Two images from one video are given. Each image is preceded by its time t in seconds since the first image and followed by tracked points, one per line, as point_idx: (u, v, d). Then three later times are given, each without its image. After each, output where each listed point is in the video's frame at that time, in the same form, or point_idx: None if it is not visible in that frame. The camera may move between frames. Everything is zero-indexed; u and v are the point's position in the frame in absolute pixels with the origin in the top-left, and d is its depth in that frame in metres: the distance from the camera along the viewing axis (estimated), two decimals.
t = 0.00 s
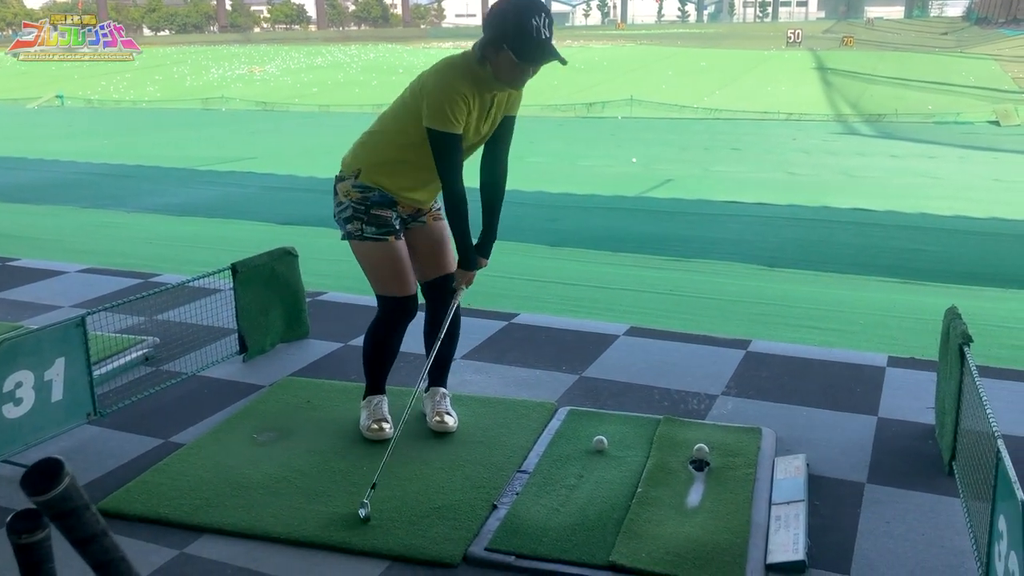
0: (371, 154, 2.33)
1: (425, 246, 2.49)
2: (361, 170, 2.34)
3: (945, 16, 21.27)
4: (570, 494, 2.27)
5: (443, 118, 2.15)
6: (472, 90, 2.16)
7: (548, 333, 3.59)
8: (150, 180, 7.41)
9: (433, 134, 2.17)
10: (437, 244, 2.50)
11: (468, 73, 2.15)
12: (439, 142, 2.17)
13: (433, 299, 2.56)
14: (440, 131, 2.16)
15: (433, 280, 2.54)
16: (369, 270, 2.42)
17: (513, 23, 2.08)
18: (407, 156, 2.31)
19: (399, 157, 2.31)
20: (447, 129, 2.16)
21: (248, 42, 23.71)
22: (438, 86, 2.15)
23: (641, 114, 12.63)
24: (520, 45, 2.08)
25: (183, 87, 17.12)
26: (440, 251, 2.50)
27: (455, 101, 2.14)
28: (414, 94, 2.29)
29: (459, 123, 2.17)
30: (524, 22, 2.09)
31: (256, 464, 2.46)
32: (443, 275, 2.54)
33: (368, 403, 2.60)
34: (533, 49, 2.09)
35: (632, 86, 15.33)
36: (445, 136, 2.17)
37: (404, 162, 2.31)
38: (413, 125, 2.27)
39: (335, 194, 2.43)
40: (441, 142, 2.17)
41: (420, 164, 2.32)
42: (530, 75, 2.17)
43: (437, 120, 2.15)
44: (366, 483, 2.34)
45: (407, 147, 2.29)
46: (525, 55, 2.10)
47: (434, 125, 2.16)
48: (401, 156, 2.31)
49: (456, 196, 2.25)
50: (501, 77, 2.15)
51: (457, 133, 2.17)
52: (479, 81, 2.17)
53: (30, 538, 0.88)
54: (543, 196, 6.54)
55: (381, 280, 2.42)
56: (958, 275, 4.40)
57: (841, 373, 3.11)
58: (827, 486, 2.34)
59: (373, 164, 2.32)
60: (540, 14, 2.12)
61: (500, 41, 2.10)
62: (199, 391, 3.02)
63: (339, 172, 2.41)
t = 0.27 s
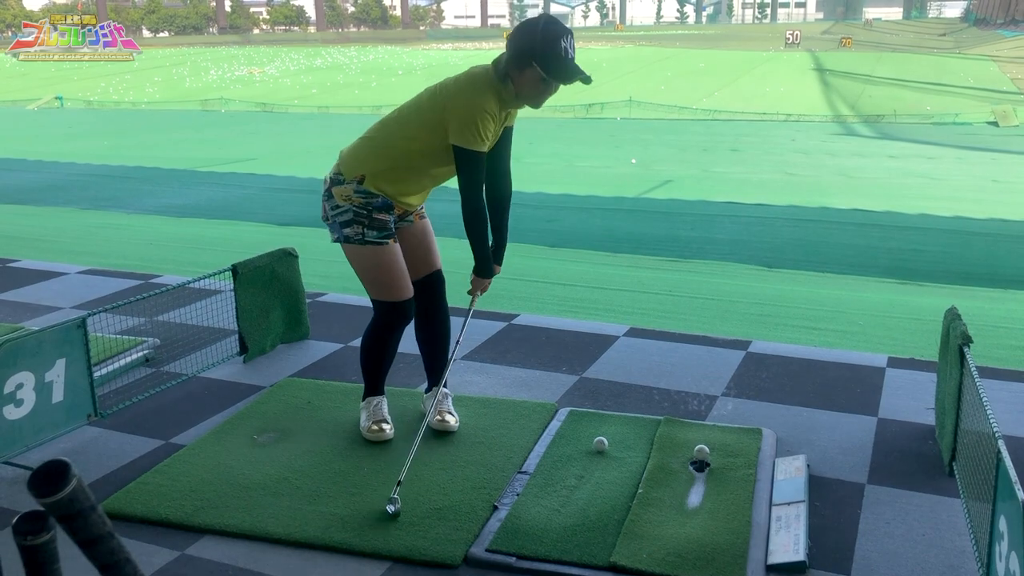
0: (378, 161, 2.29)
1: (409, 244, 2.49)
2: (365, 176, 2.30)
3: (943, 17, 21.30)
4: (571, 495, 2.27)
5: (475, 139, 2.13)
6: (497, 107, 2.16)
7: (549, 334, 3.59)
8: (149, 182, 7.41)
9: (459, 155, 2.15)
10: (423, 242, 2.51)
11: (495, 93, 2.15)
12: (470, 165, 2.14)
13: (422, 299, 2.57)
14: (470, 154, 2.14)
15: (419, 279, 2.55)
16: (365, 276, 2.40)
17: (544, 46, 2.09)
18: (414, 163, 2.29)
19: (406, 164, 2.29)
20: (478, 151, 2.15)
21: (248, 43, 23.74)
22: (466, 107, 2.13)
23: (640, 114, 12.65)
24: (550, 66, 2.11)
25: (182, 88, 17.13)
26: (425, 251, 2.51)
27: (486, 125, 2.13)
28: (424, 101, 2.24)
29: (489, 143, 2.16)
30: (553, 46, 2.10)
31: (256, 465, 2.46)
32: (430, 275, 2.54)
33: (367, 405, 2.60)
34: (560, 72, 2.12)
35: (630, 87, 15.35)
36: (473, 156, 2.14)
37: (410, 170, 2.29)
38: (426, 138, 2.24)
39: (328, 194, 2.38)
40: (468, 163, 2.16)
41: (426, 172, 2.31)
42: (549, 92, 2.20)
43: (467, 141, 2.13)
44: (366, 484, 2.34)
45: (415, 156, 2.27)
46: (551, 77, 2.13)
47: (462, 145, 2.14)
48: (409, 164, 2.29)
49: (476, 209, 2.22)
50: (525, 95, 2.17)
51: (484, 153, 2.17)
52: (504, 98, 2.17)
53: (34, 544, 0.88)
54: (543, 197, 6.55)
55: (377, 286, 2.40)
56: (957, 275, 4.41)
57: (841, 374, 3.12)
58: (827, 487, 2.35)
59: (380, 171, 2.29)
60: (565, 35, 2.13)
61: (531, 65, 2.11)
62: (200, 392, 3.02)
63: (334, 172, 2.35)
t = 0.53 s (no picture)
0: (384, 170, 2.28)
1: (398, 246, 2.49)
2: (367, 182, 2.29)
3: (944, 18, 21.30)
4: (570, 495, 2.27)
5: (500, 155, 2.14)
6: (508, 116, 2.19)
7: (549, 334, 3.59)
8: (149, 181, 7.41)
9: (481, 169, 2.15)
10: (411, 244, 2.51)
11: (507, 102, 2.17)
12: (493, 176, 2.14)
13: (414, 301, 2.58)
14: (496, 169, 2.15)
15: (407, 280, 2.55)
16: (363, 281, 2.38)
17: (548, 53, 2.14)
18: (419, 171, 2.29)
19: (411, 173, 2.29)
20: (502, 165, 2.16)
21: (248, 43, 23.74)
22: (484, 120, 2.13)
23: (640, 115, 12.65)
24: (557, 70, 2.15)
25: (182, 88, 17.13)
26: (414, 254, 2.51)
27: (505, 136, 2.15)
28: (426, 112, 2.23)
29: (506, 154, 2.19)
30: (556, 52, 2.15)
31: (257, 465, 2.46)
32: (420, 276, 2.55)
33: (366, 406, 2.60)
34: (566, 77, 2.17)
35: (631, 87, 15.36)
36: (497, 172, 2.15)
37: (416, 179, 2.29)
38: (433, 147, 2.23)
39: (323, 198, 2.35)
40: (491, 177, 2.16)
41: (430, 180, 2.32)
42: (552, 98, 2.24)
43: (490, 154, 2.14)
44: (366, 484, 2.34)
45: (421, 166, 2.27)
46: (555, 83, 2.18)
47: (484, 158, 2.14)
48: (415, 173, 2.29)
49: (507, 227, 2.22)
50: (531, 101, 2.20)
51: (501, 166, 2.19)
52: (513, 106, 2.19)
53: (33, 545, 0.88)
54: (543, 197, 6.55)
55: (376, 291, 2.38)
56: (957, 276, 4.42)
57: (841, 374, 3.12)
58: (826, 487, 2.35)
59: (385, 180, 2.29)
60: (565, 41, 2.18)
61: (538, 72, 2.14)
62: (200, 392, 3.02)
63: (333, 176, 2.32)
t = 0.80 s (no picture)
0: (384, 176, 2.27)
1: (391, 247, 2.49)
2: (364, 186, 2.27)
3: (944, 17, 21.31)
4: (570, 494, 2.27)
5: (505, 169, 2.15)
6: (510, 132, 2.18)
7: (549, 333, 3.58)
8: (148, 180, 7.40)
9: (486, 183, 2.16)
10: (404, 245, 2.50)
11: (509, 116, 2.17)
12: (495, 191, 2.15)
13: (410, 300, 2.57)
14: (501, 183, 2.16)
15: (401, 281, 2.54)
16: (358, 283, 2.37)
17: (552, 70, 2.13)
18: (418, 177, 2.28)
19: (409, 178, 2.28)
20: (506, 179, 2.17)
21: (248, 41, 23.73)
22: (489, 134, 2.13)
23: (639, 114, 12.63)
24: (561, 88, 2.15)
25: (182, 87, 17.12)
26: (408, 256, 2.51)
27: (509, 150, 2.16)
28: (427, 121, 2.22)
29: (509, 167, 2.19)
30: (559, 68, 2.14)
31: (256, 464, 2.45)
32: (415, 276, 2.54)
33: (365, 405, 2.59)
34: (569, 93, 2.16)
35: (630, 86, 15.36)
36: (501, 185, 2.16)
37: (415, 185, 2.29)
38: (435, 157, 2.23)
39: (317, 200, 2.33)
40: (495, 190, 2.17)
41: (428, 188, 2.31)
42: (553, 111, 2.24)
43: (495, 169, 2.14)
44: (365, 483, 2.34)
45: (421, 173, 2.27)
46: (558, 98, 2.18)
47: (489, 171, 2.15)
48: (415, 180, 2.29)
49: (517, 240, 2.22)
50: (533, 116, 2.20)
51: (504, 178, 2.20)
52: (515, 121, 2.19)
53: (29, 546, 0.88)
54: (543, 197, 6.54)
55: (372, 293, 2.37)
56: (957, 275, 4.41)
57: (841, 373, 3.11)
58: (827, 486, 2.34)
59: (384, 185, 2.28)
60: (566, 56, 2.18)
61: (541, 88, 2.14)
62: (199, 391, 3.02)
63: (328, 177, 2.29)
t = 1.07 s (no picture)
0: (382, 172, 2.27)
1: (392, 244, 2.48)
2: (363, 182, 2.27)
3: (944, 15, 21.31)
4: (570, 491, 2.27)
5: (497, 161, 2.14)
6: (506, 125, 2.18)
7: (549, 330, 3.59)
8: (148, 178, 7.40)
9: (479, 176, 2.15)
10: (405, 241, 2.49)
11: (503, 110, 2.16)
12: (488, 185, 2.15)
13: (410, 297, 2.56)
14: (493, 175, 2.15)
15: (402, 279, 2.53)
16: (357, 280, 2.37)
17: (552, 63, 2.12)
18: (416, 174, 2.28)
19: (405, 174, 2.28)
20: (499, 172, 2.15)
21: (247, 39, 23.71)
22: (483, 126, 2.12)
23: (639, 112, 12.62)
24: (559, 80, 2.14)
25: (181, 84, 17.10)
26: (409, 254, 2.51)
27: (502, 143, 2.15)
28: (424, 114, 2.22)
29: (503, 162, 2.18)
30: (559, 62, 2.14)
31: (256, 461, 2.45)
32: (416, 273, 2.54)
33: (365, 402, 2.59)
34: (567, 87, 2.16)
35: (630, 84, 15.35)
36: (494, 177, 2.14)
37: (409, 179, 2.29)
38: (432, 151, 2.23)
39: (316, 197, 2.32)
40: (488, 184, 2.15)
41: (421, 183, 2.31)
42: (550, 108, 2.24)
43: (487, 161, 2.13)
44: (364, 480, 2.34)
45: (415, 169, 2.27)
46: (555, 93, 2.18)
47: (481, 163, 2.14)
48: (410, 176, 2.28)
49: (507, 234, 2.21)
50: (530, 108, 2.20)
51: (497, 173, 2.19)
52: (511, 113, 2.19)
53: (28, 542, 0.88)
54: (542, 194, 6.54)
55: (372, 290, 2.37)
56: (957, 272, 4.41)
57: (839, 370, 3.12)
58: (826, 483, 2.34)
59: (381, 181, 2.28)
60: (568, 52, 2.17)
61: (541, 81, 2.13)
62: (198, 387, 3.02)
63: (326, 175, 2.29)
